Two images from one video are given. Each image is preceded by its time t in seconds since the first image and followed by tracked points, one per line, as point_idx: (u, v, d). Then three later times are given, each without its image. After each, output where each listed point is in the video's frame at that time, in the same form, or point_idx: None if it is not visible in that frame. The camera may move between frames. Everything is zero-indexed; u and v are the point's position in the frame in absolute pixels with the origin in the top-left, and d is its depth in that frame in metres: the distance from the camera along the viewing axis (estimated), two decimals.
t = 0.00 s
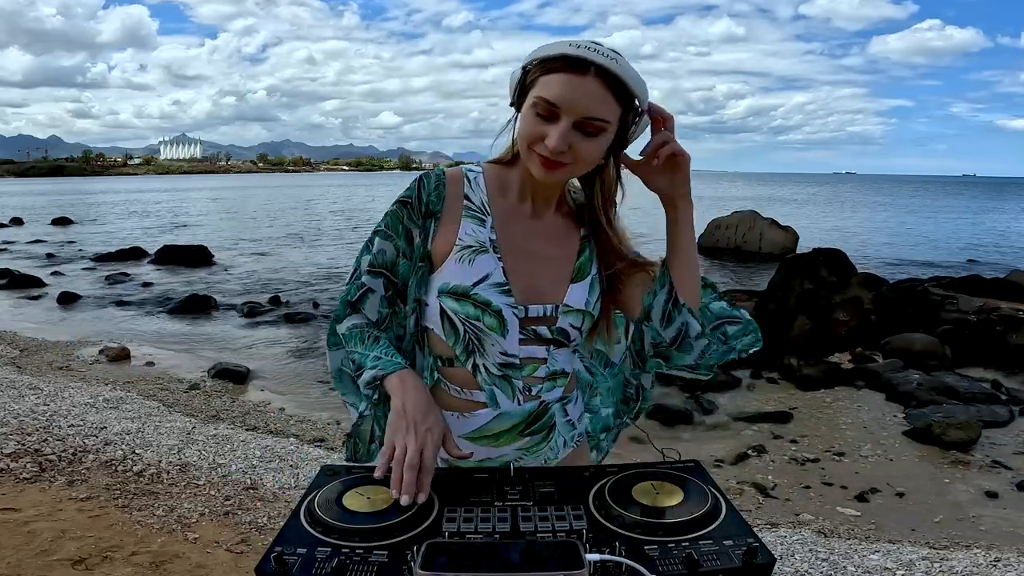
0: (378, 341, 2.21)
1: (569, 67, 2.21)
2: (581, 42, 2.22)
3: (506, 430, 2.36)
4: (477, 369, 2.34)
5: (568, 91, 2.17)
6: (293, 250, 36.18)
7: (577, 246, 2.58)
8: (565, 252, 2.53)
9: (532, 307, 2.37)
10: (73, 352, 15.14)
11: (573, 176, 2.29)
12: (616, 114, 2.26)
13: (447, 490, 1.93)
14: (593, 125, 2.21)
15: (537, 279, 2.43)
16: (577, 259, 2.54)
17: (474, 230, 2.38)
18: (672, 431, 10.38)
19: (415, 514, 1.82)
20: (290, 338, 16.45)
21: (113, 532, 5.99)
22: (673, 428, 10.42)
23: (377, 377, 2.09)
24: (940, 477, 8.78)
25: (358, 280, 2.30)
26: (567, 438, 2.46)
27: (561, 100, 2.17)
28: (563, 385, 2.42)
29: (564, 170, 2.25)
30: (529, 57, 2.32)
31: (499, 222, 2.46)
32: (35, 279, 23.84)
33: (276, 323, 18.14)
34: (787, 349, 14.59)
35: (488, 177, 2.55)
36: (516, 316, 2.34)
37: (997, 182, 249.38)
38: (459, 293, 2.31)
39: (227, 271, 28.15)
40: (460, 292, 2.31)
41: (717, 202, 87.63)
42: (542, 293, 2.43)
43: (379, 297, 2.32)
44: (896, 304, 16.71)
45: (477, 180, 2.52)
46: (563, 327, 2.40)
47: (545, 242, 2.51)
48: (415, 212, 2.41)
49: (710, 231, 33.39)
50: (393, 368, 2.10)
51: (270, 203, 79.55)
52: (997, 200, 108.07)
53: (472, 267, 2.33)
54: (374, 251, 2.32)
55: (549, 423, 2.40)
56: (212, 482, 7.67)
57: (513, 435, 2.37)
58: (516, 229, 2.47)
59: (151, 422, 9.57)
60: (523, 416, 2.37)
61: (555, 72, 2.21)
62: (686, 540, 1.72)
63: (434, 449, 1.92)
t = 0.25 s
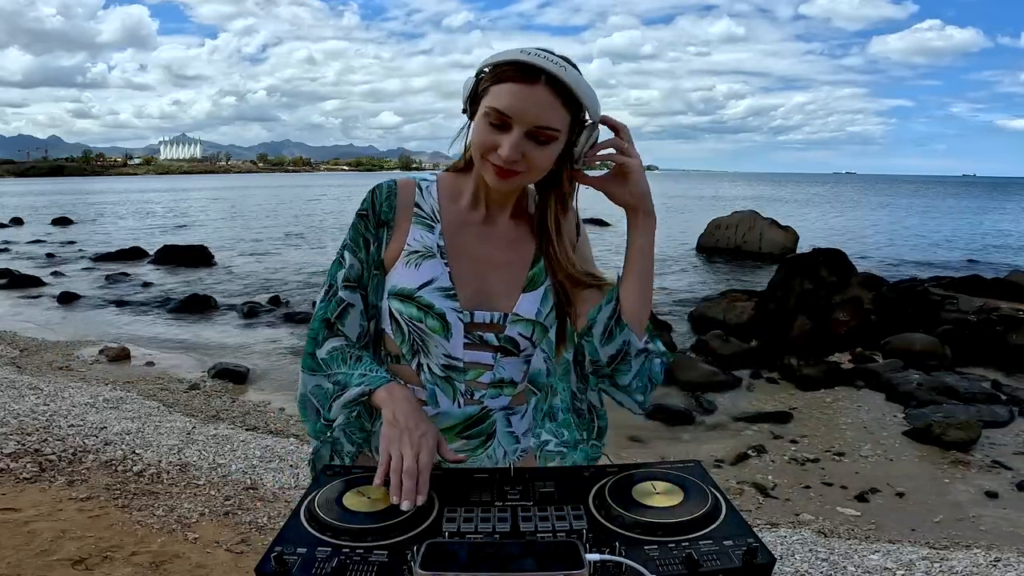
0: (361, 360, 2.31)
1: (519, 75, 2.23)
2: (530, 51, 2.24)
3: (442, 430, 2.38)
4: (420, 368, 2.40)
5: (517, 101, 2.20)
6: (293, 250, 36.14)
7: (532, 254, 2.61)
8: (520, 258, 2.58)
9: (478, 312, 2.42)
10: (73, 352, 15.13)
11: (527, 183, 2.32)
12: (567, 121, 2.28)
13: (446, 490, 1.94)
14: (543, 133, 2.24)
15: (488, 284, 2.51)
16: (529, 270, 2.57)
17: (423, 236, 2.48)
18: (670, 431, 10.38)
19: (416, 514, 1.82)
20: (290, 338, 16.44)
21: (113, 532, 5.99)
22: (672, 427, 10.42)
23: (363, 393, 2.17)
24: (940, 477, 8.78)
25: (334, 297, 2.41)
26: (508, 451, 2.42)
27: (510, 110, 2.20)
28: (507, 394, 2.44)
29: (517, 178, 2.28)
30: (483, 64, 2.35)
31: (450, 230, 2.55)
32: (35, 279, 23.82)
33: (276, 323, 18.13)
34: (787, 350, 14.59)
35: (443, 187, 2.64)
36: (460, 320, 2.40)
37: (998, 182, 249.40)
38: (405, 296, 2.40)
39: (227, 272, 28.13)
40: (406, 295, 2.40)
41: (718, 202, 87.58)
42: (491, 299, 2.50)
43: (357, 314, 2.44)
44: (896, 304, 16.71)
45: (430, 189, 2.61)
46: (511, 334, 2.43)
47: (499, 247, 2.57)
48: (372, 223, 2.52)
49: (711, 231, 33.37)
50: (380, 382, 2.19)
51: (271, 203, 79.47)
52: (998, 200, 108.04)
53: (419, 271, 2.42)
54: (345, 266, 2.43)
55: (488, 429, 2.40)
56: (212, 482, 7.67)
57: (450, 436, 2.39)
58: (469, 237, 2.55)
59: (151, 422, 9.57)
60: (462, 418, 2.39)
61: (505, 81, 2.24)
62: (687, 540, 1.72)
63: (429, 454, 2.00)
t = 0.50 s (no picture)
0: (356, 360, 2.27)
1: (499, 73, 2.22)
2: (510, 48, 2.23)
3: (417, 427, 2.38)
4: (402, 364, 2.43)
5: (498, 99, 2.19)
6: (294, 250, 36.15)
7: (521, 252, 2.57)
8: (508, 258, 2.55)
9: (459, 313, 2.41)
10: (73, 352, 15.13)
11: (513, 180, 2.32)
12: (550, 118, 2.27)
13: (446, 491, 1.94)
14: (526, 130, 2.23)
15: (473, 284, 2.49)
16: (516, 272, 2.51)
17: (409, 236, 2.48)
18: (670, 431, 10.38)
19: (416, 514, 1.81)
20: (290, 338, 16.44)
21: (113, 532, 5.99)
22: (671, 428, 10.42)
23: (360, 394, 2.15)
24: (940, 477, 8.78)
25: (327, 293, 2.42)
26: (486, 457, 2.41)
27: (492, 107, 2.19)
28: (488, 399, 2.42)
29: (502, 176, 2.27)
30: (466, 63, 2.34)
31: (437, 230, 2.54)
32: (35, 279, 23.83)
33: (277, 323, 18.14)
34: (787, 350, 14.59)
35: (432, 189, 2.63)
36: (441, 321, 2.39)
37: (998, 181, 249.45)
38: (389, 293, 2.40)
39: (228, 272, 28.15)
40: (390, 292, 2.40)
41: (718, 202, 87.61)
42: (475, 300, 2.48)
43: (351, 310, 2.46)
44: (896, 304, 16.71)
45: (420, 190, 2.61)
46: (494, 338, 2.40)
47: (487, 247, 2.55)
48: (362, 221, 2.52)
49: (711, 231, 33.38)
50: (376, 384, 2.16)
51: (271, 203, 79.49)
52: (998, 199, 108.07)
53: (404, 269, 2.42)
54: (338, 264, 2.43)
55: (465, 433, 2.39)
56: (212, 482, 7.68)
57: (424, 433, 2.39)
58: (457, 237, 2.54)
59: (151, 422, 9.57)
60: (438, 419, 2.39)
61: (486, 79, 2.23)
62: (687, 540, 1.72)
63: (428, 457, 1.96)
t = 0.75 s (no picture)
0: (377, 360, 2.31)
1: (511, 70, 2.21)
2: (521, 44, 2.21)
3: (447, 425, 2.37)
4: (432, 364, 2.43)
5: (509, 97, 2.18)
6: (293, 249, 36.15)
7: (541, 250, 2.56)
8: (529, 255, 2.54)
9: (483, 312, 2.41)
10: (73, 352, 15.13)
11: (528, 178, 2.33)
12: (564, 113, 2.26)
13: (447, 490, 1.94)
14: (539, 127, 2.23)
15: (494, 284, 2.50)
16: (539, 267, 2.51)
17: (429, 238, 2.51)
18: (671, 431, 10.38)
19: (417, 515, 1.82)
20: (290, 338, 16.44)
21: (113, 532, 5.99)
22: (672, 428, 10.42)
23: (377, 389, 2.17)
24: (940, 478, 8.77)
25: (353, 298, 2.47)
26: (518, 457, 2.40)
27: (504, 106, 2.20)
28: (519, 398, 2.40)
29: (516, 173, 2.28)
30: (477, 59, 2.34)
31: (457, 231, 2.56)
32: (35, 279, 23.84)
33: (276, 323, 18.13)
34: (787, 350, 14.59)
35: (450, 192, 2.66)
36: (466, 319, 2.40)
37: (998, 182, 249.52)
38: (413, 295, 2.43)
39: (227, 271, 28.14)
40: (414, 294, 2.43)
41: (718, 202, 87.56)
42: (498, 299, 2.47)
43: (373, 315, 2.49)
44: (896, 304, 16.70)
45: (438, 194, 2.64)
46: (519, 335, 2.38)
47: (506, 245, 2.55)
48: (386, 230, 2.58)
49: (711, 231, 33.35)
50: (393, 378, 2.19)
51: (271, 202, 79.48)
52: (998, 200, 108.01)
53: (426, 271, 2.44)
54: (363, 270, 2.49)
55: (494, 431, 2.37)
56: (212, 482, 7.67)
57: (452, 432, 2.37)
58: (475, 236, 2.55)
59: (151, 422, 9.57)
60: (466, 417, 2.36)
61: (497, 77, 2.22)
62: (687, 540, 1.72)
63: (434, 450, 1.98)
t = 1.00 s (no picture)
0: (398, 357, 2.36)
1: (542, 57, 2.21)
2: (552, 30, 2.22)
3: (480, 423, 2.39)
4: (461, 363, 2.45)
5: (543, 83, 2.18)
6: (293, 250, 36.15)
7: (568, 239, 2.53)
8: (556, 247, 2.52)
9: (507, 309, 2.41)
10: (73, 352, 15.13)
11: (559, 166, 2.32)
12: (596, 99, 2.26)
13: (447, 491, 1.94)
14: (572, 113, 2.23)
15: (520, 277, 2.48)
16: (564, 259, 2.48)
17: (452, 235, 2.52)
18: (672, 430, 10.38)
19: (416, 515, 1.82)
20: (289, 339, 16.43)
21: (113, 532, 5.99)
22: (673, 428, 10.42)
23: (391, 387, 2.22)
24: (940, 478, 8.77)
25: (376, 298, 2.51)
26: (556, 456, 2.41)
27: (537, 92, 2.19)
28: (549, 396, 2.40)
29: (549, 160, 2.28)
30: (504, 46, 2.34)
31: (479, 226, 2.55)
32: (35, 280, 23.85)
33: (276, 323, 18.14)
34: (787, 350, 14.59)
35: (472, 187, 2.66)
36: (490, 317, 2.40)
37: (997, 182, 249.54)
38: (438, 294, 2.45)
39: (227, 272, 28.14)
40: (439, 293, 2.45)
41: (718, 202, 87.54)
42: (524, 293, 2.46)
43: (398, 312, 2.51)
44: (896, 304, 16.70)
45: (461, 189, 2.64)
46: (545, 332, 2.37)
47: (533, 237, 2.54)
48: (409, 227, 2.59)
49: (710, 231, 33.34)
50: (406, 378, 2.24)
51: (270, 203, 79.46)
52: (997, 200, 108.03)
53: (449, 269, 2.46)
54: (387, 268, 2.52)
55: (527, 430, 2.38)
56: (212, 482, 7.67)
57: (486, 431, 2.39)
58: (501, 229, 2.54)
59: (151, 422, 9.57)
60: (498, 416, 2.39)
61: (529, 63, 2.22)
62: (686, 540, 1.72)
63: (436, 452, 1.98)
